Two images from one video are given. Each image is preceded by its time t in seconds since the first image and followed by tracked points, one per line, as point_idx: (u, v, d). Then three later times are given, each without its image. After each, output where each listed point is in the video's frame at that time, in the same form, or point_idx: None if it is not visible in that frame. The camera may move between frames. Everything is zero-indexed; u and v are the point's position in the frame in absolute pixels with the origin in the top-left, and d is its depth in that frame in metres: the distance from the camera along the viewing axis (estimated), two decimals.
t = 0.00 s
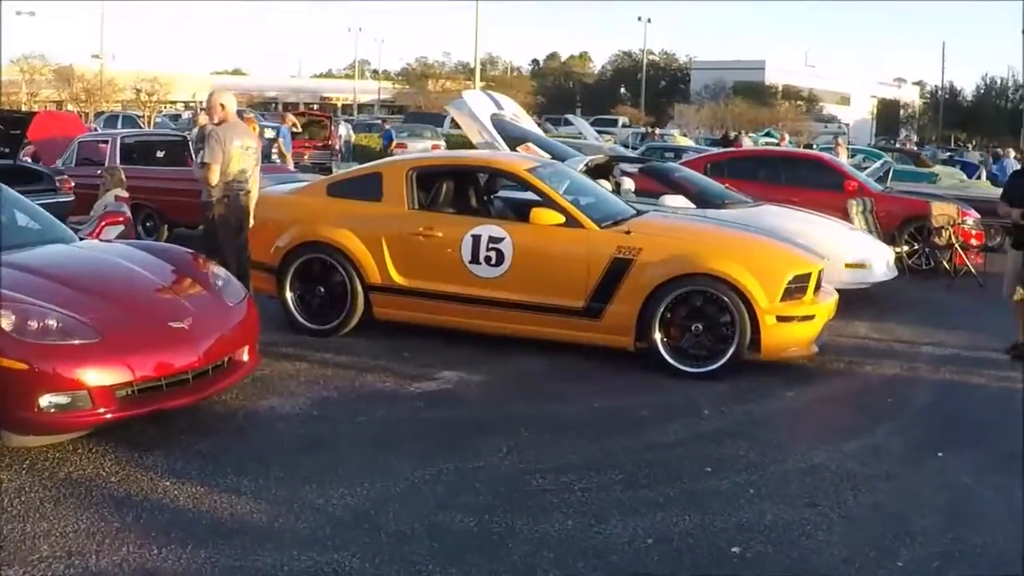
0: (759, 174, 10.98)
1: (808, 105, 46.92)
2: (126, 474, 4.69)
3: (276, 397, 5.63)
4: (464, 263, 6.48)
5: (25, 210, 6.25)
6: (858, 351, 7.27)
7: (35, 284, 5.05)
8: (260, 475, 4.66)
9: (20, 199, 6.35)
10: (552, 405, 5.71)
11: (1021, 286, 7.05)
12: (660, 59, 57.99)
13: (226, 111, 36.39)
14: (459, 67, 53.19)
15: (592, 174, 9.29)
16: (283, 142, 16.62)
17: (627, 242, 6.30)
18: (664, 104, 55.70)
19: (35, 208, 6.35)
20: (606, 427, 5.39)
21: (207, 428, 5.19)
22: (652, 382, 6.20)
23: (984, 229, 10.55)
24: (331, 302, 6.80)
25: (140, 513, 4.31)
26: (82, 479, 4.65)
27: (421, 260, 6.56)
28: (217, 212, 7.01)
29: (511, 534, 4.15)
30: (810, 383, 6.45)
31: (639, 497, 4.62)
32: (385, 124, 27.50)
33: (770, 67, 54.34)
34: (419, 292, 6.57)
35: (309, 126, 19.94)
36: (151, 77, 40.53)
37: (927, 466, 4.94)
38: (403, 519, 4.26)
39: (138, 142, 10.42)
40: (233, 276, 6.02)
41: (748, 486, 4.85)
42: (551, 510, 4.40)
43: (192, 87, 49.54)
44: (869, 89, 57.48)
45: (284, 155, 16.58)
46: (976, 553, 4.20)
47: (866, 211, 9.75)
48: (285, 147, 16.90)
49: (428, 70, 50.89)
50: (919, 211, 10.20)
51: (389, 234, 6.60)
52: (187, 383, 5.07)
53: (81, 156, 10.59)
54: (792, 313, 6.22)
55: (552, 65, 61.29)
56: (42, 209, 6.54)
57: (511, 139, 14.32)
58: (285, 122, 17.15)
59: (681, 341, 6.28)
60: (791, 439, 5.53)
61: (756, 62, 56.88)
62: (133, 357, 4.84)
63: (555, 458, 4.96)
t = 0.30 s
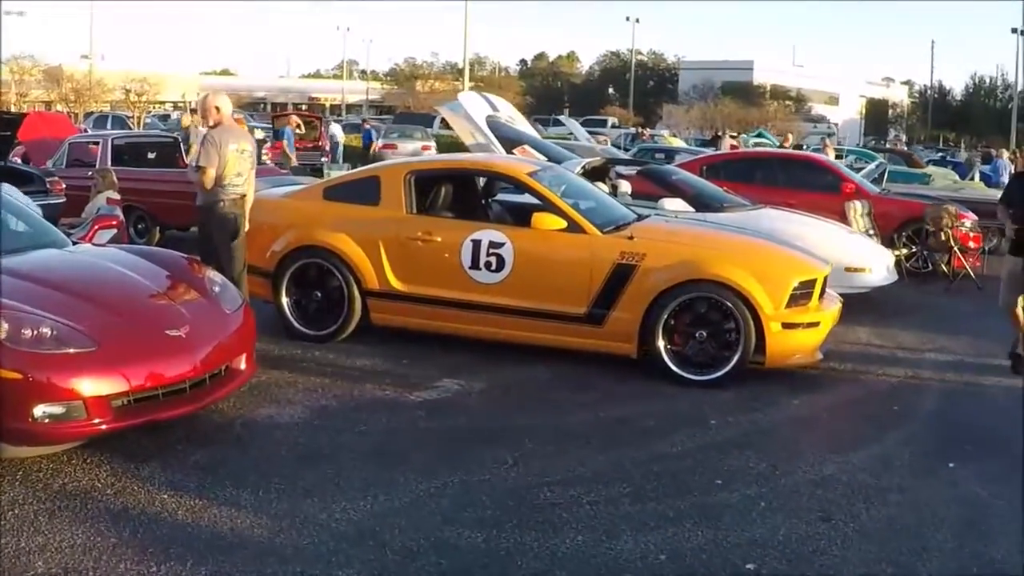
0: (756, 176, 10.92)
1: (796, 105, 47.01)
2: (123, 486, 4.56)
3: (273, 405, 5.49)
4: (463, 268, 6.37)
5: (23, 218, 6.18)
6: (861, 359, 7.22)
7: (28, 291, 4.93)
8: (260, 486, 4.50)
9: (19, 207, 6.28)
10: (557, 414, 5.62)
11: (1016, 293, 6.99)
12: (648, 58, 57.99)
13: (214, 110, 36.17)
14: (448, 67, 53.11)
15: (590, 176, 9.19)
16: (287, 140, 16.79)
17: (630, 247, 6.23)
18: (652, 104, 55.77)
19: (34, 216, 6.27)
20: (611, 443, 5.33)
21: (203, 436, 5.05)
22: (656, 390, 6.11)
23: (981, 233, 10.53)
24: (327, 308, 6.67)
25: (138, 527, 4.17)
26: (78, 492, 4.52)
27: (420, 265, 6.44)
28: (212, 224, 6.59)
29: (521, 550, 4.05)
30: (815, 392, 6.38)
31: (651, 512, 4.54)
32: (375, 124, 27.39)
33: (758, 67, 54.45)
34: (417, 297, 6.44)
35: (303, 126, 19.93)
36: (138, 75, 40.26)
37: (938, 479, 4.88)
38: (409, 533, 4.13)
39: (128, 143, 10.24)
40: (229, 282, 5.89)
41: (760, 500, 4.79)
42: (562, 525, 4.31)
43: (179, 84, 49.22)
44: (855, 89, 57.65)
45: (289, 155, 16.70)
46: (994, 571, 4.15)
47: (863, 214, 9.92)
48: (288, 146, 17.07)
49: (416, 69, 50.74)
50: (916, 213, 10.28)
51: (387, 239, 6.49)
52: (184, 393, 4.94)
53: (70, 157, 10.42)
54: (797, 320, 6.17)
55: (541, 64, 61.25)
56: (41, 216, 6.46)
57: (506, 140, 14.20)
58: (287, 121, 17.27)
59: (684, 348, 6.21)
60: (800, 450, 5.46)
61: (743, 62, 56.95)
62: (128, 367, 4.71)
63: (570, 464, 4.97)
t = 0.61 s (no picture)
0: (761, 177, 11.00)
1: (788, 105, 47.07)
2: (131, 491, 4.46)
3: (282, 406, 5.40)
4: (471, 268, 6.28)
5: (26, 217, 6.14)
6: (870, 362, 7.18)
7: (33, 291, 4.82)
8: (271, 491, 4.41)
9: (22, 207, 6.24)
10: (570, 418, 5.55)
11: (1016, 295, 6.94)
12: (638, 59, 58.01)
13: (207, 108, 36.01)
14: (441, 67, 53.09)
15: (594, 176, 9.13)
16: (293, 138, 16.85)
17: (640, 248, 6.17)
18: (644, 105, 55.83)
19: (37, 216, 6.23)
20: (625, 447, 5.29)
21: (211, 439, 4.95)
22: (668, 393, 6.05)
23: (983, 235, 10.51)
24: (331, 308, 6.57)
25: (148, 533, 4.06)
26: (85, 497, 4.41)
27: (427, 265, 6.35)
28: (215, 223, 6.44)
29: (543, 556, 3.98)
30: (827, 395, 6.34)
31: (672, 518, 4.47)
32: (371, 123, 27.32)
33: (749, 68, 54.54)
34: (424, 297, 6.35)
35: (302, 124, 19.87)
36: (129, 73, 40.03)
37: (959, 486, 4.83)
38: (428, 539, 4.05)
39: (125, 141, 10.11)
40: (235, 282, 5.78)
41: (779, 505, 4.74)
42: (583, 532, 4.24)
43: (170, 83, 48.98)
44: (846, 90, 57.79)
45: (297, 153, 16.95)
46: None
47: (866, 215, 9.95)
48: (295, 146, 17.27)
49: (407, 68, 50.64)
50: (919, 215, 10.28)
51: (393, 238, 6.39)
52: (192, 395, 4.83)
53: (66, 156, 10.28)
54: (809, 321, 6.12)
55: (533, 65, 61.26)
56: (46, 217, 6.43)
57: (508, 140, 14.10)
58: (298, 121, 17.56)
59: (695, 349, 6.15)
60: (816, 453, 5.40)
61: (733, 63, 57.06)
62: (135, 368, 4.60)
63: (591, 463, 5.01)
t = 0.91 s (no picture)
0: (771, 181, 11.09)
1: (788, 109, 47.10)
2: (156, 496, 4.38)
3: (306, 409, 5.33)
4: (492, 270, 6.22)
5: (43, 217, 6.14)
6: (890, 367, 7.14)
7: (54, 291, 4.73)
8: (302, 496, 4.34)
9: (39, 207, 6.25)
10: (595, 424, 5.51)
11: None
12: (637, 61, 58.04)
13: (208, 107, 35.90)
14: (441, 68, 53.08)
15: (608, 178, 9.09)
16: (318, 140, 16.86)
17: (664, 251, 6.13)
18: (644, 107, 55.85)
19: (54, 216, 6.24)
20: (652, 453, 5.25)
21: (236, 442, 4.87)
22: (691, 398, 6.01)
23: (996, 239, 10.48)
24: (350, 310, 6.50)
25: (178, 540, 3.97)
26: (110, 501, 4.34)
27: (448, 266, 6.29)
28: (233, 224, 6.35)
29: (580, 563, 3.94)
30: (850, 400, 6.30)
31: (705, 526, 4.44)
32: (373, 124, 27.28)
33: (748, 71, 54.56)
34: (445, 299, 6.30)
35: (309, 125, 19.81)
36: (129, 72, 39.89)
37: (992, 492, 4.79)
38: (462, 546, 3.99)
39: (135, 140, 10.05)
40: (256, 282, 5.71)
41: (813, 510, 4.69)
42: (619, 540, 4.21)
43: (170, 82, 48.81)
44: (844, 94, 57.85)
45: (319, 156, 17.18)
46: None
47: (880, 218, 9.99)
48: (316, 147, 17.24)
49: (408, 69, 50.57)
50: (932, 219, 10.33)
51: (414, 240, 6.33)
52: (217, 398, 4.76)
53: (75, 155, 10.21)
54: (833, 326, 6.07)
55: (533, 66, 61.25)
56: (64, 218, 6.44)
57: (520, 141, 14.01)
58: (319, 125, 17.82)
59: (719, 354, 6.11)
60: (844, 457, 5.36)
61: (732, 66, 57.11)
62: (160, 371, 4.53)
63: (623, 470, 4.99)
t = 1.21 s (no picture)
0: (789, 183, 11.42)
1: (795, 110, 47.03)
2: (185, 501, 4.32)
3: (333, 412, 5.30)
4: (518, 274, 6.23)
5: (63, 219, 6.16)
6: (912, 373, 7.10)
7: (82, 295, 4.69)
8: (334, 502, 4.31)
9: (59, 208, 6.28)
10: (621, 432, 5.50)
11: None
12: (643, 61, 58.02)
13: (218, 106, 35.91)
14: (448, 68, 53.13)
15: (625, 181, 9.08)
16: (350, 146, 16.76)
17: (691, 255, 6.13)
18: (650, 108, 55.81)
19: (74, 218, 6.26)
20: (681, 459, 5.23)
21: (264, 447, 4.82)
22: (716, 403, 5.98)
23: (1013, 244, 10.44)
24: (372, 312, 6.51)
25: (210, 548, 3.91)
26: (139, 507, 4.29)
27: (472, 270, 6.29)
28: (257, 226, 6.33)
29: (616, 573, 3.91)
30: (875, 406, 6.26)
31: (739, 533, 4.41)
32: (383, 125, 27.28)
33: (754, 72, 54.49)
34: (469, 303, 6.29)
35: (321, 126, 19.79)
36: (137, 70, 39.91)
37: None
38: (497, 555, 3.97)
39: (150, 141, 10.05)
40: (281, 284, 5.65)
41: (846, 518, 4.64)
42: (655, 548, 4.18)
43: (178, 81, 48.79)
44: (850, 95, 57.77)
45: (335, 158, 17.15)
46: None
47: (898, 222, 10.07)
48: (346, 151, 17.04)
49: (415, 69, 50.57)
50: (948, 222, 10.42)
51: (437, 242, 6.33)
52: (246, 402, 4.70)
53: (88, 155, 10.18)
54: (859, 332, 6.03)
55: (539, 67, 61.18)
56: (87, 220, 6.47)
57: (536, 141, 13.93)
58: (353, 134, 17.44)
59: (745, 359, 6.09)
60: (873, 463, 5.32)
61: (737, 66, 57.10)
62: (190, 376, 4.46)
63: (652, 477, 4.96)
